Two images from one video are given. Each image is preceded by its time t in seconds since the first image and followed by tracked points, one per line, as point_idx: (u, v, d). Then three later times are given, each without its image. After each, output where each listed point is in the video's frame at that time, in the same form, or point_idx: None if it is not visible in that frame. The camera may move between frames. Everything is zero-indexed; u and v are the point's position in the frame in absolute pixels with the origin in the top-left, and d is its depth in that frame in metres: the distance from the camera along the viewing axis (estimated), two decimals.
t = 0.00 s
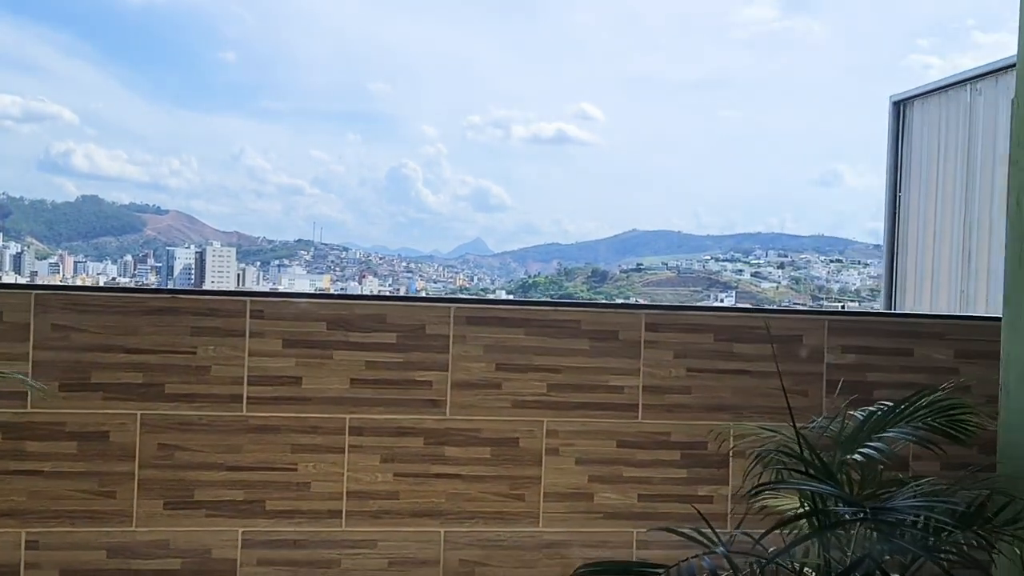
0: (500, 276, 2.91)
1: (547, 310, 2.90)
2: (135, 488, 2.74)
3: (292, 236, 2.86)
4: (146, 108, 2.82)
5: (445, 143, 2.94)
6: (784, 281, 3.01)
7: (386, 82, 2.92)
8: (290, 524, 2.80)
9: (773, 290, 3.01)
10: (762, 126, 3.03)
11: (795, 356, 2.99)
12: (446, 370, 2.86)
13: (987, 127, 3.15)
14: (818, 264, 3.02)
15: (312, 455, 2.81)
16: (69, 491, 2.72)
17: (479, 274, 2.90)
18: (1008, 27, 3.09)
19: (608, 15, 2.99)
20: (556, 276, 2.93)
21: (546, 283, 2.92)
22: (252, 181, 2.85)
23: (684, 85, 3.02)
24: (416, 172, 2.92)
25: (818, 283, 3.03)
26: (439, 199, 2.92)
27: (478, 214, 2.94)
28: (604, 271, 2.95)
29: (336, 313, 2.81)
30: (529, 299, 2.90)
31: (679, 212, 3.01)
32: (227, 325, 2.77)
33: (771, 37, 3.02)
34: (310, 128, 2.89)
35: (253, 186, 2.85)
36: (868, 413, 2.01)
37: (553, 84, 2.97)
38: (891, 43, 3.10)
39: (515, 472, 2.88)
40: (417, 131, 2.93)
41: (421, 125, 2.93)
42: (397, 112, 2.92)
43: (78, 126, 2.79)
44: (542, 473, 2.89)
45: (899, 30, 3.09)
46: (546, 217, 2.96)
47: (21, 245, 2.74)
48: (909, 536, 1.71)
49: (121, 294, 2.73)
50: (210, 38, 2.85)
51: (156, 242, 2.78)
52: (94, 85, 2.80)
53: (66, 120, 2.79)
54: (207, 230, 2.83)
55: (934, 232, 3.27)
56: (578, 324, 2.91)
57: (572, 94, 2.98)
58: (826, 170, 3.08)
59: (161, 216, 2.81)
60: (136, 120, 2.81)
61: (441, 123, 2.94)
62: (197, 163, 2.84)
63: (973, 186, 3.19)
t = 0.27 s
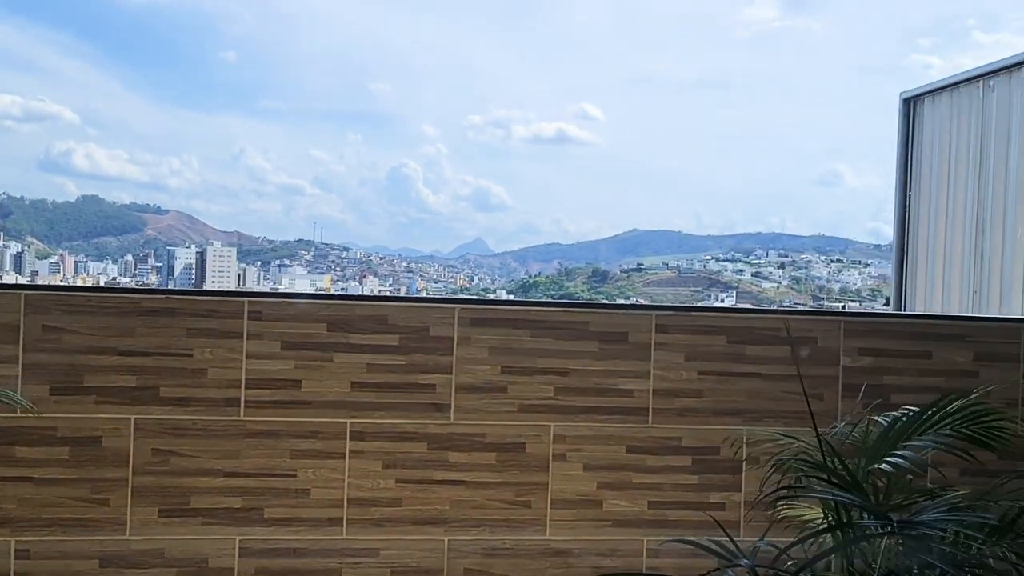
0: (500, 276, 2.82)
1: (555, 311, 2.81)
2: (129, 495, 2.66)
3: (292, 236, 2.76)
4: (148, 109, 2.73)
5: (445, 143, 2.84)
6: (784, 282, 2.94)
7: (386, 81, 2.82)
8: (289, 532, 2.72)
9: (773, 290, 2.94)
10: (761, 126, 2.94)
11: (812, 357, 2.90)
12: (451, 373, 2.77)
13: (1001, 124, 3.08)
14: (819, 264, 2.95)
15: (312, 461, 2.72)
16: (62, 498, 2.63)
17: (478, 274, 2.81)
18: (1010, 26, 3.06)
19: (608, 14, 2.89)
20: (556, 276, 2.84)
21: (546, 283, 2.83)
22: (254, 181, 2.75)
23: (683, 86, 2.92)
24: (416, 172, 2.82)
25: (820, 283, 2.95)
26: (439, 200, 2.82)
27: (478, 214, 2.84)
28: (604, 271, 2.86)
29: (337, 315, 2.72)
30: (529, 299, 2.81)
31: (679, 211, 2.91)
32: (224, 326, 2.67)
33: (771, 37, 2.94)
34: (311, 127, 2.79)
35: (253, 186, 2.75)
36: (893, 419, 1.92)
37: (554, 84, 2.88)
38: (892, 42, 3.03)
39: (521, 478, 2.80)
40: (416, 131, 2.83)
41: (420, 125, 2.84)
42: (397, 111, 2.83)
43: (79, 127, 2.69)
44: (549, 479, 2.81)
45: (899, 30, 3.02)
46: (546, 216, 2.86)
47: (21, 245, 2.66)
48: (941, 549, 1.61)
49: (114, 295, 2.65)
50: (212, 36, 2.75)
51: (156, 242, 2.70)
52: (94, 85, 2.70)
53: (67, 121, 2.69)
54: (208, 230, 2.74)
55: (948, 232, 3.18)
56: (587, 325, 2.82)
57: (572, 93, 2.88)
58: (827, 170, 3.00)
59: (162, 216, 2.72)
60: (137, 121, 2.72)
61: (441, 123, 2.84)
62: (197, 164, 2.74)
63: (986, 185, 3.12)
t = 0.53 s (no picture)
0: (500, 275, 2.74)
1: (560, 312, 2.75)
2: (125, 499, 2.60)
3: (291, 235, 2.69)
4: (147, 108, 2.67)
5: (445, 143, 2.78)
6: (784, 282, 2.86)
7: (386, 81, 2.77)
8: (288, 537, 2.66)
9: (774, 290, 2.87)
10: (762, 126, 2.87)
11: (821, 359, 2.85)
12: (453, 375, 2.71)
13: (1009, 121, 3.05)
14: (819, 263, 2.87)
15: (311, 464, 2.67)
16: (56, 503, 2.57)
17: (478, 274, 2.74)
18: (1010, 26, 2.99)
19: (607, 13, 2.83)
20: (557, 276, 2.76)
21: (546, 283, 2.76)
22: (252, 181, 2.69)
23: (683, 86, 2.86)
24: (416, 172, 2.76)
25: (820, 283, 2.87)
26: (439, 200, 2.75)
27: (478, 214, 2.77)
28: (604, 271, 2.79)
29: (337, 315, 2.66)
30: (529, 300, 2.74)
31: (679, 210, 2.85)
32: (221, 327, 2.62)
33: (770, 38, 2.86)
34: (310, 127, 2.73)
35: (253, 186, 2.69)
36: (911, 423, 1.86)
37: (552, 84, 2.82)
38: (890, 44, 2.95)
39: (525, 482, 2.74)
40: (417, 132, 2.77)
41: (421, 125, 2.78)
42: (398, 111, 2.77)
43: (79, 127, 2.64)
44: (553, 483, 2.75)
45: (898, 31, 2.94)
46: (546, 216, 2.79)
47: (22, 245, 2.58)
48: (963, 555, 1.55)
49: (109, 295, 2.59)
50: (211, 35, 2.69)
51: (156, 241, 2.63)
52: (97, 85, 2.64)
53: (67, 121, 2.64)
54: (207, 229, 2.67)
55: (955, 228, 3.19)
56: (592, 326, 2.77)
57: (573, 93, 2.83)
58: (826, 169, 2.92)
59: (162, 216, 2.66)
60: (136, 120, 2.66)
61: (441, 124, 2.79)
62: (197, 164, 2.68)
63: (993, 183, 3.09)
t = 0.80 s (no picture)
0: (500, 275, 2.74)
1: (560, 312, 2.75)
2: (125, 499, 2.60)
3: (291, 235, 2.68)
4: (147, 108, 2.66)
5: (445, 143, 2.78)
6: (784, 281, 2.86)
7: (386, 81, 2.76)
8: (288, 537, 2.66)
9: (774, 290, 2.86)
10: (761, 126, 2.86)
11: (821, 358, 2.85)
12: (453, 375, 2.71)
13: (1009, 122, 3.04)
14: (819, 263, 2.87)
15: (311, 464, 2.66)
16: (56, 503, 2.57)
17: (478, 274, 2.73)
18: (1010, 26, 2.99)
19: (607, 13, 2.83)
20: (557, 276, 2.76)
21: (546, 283, 2.76)
22: (252, 181, 2.69)
23: (683, 86, 2.85)
24: (416, 172, 2.76)
25: (820, 282, 2.87)
26: (439, 200, 2.74)
27: (478, 214, 2.76)
28: (604, 271, 2.79)
29: (337, 315, 2.66)
30: (529, 299, 2.74)
31: (680, 210, 2.85)
32: (222, 327, 2.62)
33: (770, 38, 2.86)
34: (310, 127, 2.73)
35: (254, 186, 2.69)
36: (911, 423, 1.86)
37: (553, 84, 2.82)
38: (890, 44, 2.95)
39: (525, 481, 2.74)
40: (417, 131, 2.77)
41: (421, 125, 2.77)
42: (398, 111, 2.77)
43: (79, 127, 2.63)
44: (554, 483, 2.75)
45: (898, 31, 2.94)
46: (546, 216, 2.79)
47: (22, 244, 2.58)
48: (964, 555, 1.55)
49: (110, 295, 2.59)
50: (212, 35, 2.68)
51: (156, 241, 2.63)
52: (97, 85, 2.63)
53: (67, 120, 2.63)
54: (207, 229, 2.67)
55: (955, 228, 3.19)
56: (593, 326, 2.77)
57: (573, 93, 2.83)
58: (826, 169, 2.91)
59: (163, 215, 2.65)
60: (136, 120, 2.65)
61: (442, 124, 2.79)
62: (197, 164, 2.68)
63: (993, 183, 3.09)
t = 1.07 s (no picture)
0: (501, 275, 2.73)
1: (560, 313, 2.76)
2: (125, 500, 2.60)
3: (291, 235, 2.67)
4: (147, 108, 2.66)
5: (446, 143, 2.78)
6: (784, 282, 2.86)
7: (386, 81, 2.76)
8: (288, 538, 2.66)
9: (774, 290, 2.86)
10: (761, 125, 2.86)
11: (821, 359, 2.85)
12: (453, 376, 2.71)
13: (1009, 122, 3.05)
14: (819, 264, 2.86)
15: (312, 465, 2.66)
16: (56, 503, 2.57)
17: (478, 274, 2.72)
18: (1010, 26, 2.99)
19: (608, 13, 2.83)
20: (557, 276, 2.76)
21: (546, 283, 2.76)
22: (252, 181, 2.68)
23: (683, 86, 2.85)
24: (416, 172, 2.76)
25: (820, 283, 2.86)
26: (439, 199, 2.74)
27: (478, 214, 2.76)
28: (605, 271, 2.78)
29: (337, 316, 2.67)
30: (529, 300, 2.74)
31: (681, 210, 2.84)
32: (222, 328, 2.62)
33: (769, 38, 2.86)
34: (310, 127, 2.73)
35: (253, 185, 2.68)
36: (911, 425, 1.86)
37: (553, 84, 2.82)
38: (890, 44, 2.95)
39: (525, 483, 2.74)
40: (417, 131, 2.77)
41: (421, 125, 2.77)
42: (398, 111, 2.77)
43: (79, 127, 2.63)
44: (554, 484, 2.75)
45: (898, 30, 2.94)
46: (546, 216, 2.78)
47: (22, 244, 2.57)
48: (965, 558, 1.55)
49: (110, 296, 2.60)
50: (212, 35, 2.68)
51: (156, 241, 2.62)
52: (97, 85, 2.63)
53: (67, 120, 2.63)
54: (207, 229, 2.66)
55: (956, 230, 3.20)
56: (593, 327, 2.77)
57: (573, 93, 2.83)
58: (826, 169, 2.91)
59: (163, 215, 2.64)
60: (136, 120, 2.65)
61: (442, 124, 2.79)
62: (196, 164, 2.68)
63: (994, 185, 3.09)
